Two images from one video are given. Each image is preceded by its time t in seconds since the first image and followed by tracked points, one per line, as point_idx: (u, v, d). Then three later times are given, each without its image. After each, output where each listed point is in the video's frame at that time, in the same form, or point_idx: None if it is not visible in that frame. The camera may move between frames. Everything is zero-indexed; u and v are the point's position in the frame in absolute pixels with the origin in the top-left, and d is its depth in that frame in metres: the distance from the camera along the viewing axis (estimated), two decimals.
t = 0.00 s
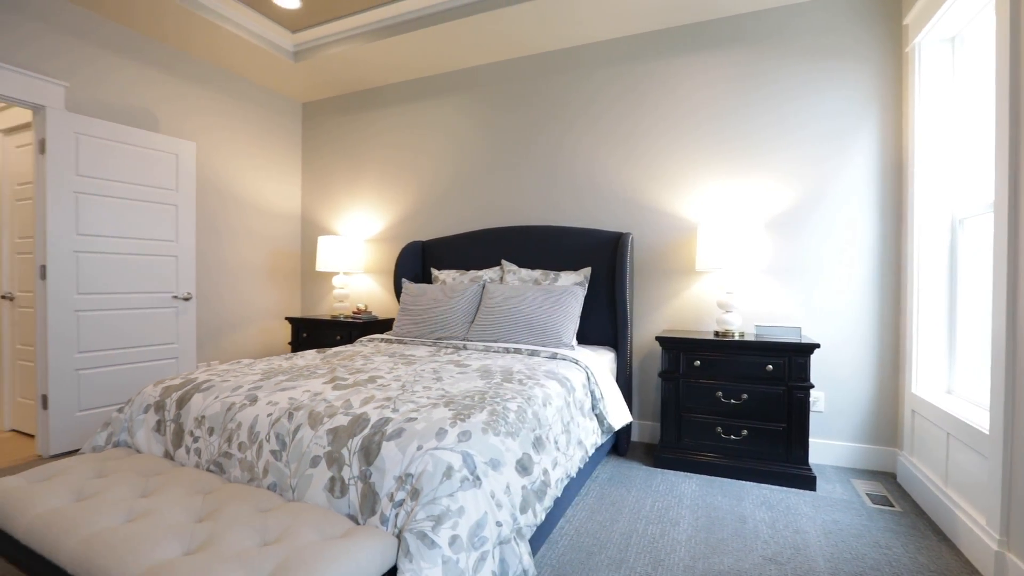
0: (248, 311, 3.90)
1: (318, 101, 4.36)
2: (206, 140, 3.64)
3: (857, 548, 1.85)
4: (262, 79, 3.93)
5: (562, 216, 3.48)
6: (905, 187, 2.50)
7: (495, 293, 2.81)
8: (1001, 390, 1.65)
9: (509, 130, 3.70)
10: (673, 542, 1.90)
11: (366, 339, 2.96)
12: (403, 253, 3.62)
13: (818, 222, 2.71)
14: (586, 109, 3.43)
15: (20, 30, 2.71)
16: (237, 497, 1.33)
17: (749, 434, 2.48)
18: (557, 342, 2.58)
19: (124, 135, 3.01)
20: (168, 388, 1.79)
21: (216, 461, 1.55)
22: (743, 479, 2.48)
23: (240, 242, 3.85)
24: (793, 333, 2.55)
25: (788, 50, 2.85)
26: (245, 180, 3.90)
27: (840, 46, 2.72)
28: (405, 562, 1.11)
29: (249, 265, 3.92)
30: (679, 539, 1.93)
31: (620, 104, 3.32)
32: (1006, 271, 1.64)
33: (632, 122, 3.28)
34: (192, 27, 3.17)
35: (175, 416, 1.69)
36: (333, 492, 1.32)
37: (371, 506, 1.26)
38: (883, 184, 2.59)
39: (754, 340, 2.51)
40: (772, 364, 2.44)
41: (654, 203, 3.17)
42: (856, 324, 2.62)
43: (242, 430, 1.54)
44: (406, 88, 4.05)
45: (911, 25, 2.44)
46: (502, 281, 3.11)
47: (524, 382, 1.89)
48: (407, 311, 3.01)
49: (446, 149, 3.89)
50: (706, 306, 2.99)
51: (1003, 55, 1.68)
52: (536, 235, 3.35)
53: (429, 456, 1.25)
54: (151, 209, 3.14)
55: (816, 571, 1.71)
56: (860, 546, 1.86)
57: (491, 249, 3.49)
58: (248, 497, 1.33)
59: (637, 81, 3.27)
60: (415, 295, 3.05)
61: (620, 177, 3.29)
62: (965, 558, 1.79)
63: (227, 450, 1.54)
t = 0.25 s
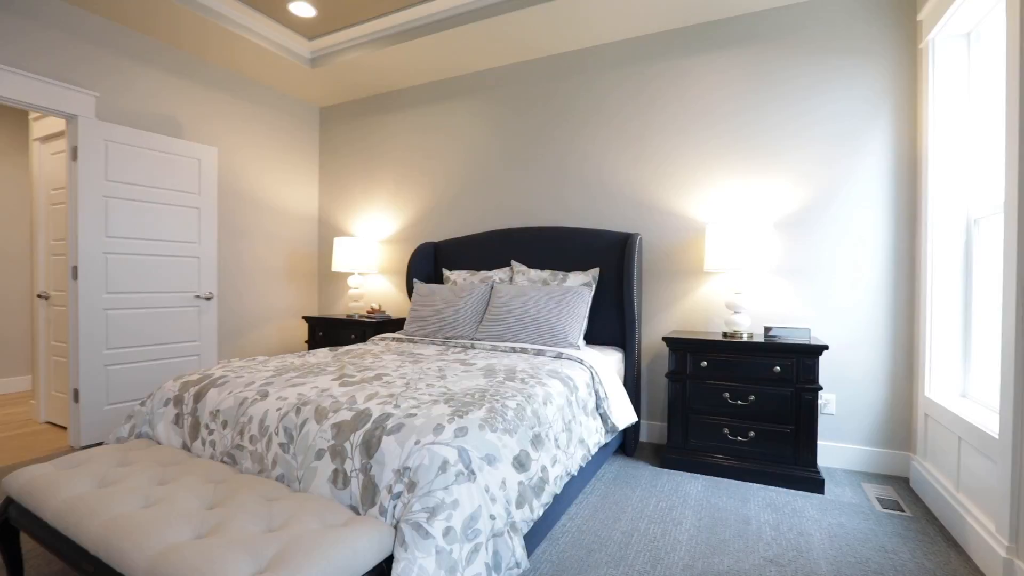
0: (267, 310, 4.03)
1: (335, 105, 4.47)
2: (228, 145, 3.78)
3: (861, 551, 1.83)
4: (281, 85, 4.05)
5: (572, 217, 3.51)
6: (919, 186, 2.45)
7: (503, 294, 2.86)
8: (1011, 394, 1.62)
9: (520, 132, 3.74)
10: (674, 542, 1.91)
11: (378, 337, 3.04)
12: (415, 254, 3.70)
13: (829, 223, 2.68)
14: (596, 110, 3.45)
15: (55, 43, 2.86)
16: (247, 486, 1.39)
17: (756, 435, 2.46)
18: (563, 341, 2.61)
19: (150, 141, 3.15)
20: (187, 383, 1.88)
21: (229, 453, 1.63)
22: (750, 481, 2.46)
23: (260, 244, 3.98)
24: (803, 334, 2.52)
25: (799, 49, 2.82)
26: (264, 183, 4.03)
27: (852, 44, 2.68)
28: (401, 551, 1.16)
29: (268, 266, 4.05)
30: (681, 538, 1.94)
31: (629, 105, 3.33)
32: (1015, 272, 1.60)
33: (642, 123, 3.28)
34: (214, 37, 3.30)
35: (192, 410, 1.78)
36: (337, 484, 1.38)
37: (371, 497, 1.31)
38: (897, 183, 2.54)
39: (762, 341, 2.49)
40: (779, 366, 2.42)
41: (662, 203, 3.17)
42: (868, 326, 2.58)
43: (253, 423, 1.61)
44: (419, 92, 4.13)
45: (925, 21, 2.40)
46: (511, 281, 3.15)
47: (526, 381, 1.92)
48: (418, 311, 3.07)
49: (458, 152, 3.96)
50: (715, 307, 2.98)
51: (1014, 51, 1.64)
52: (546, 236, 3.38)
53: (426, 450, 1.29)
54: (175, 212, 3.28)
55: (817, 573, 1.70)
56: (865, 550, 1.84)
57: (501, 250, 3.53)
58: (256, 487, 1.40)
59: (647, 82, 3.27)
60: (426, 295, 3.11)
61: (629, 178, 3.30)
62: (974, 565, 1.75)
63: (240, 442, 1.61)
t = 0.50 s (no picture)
0: (282, 310, 4.14)
1: (348, 109, 4.57)
2: (245, 150, 3.90)
3: (862, 555, 1.82)
4: (295, 91, 4.16)
5: (578, 218, 3.53)
6: (929, 185, 2.41)
7: (509, 295, 2.90)
8: (1014, 396, 1.59)
9: (528, 134, 3.77)
10: (673, 541, 1.92)
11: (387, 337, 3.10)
12: (425, 255, 3.76)
13: (837, 222, 2.65)
14: (602, 112, 3.47)
15: (81, 55, 3.00)
16: (253, 479, 1.46)
17: (761, 437, 2.45)
18: (567, 342, 2.63)
19: (170, 147, 3.27)
20: (201, 380, 1.97)
21: (239, 447, 1.70)
22: (754, 482, 2.45)
23: (275, 245, 4.10)
24: (809, 335, 2.50)
25: (807, 47, 2.79)
26: (280, 187, 4.15)
27: (860, 41, 2.65)
28: (394, 542, 1.20)
29: (283, 267, 4.16)
30: (680, 538, 1.94)
31: (635, 106, 3.34)
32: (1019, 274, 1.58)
33: (648, 124, 3.28)
34: (231, 45, 3.41)
35: (204, 405, 1.86)
36: (337, 478, 1.43)
37: (369, 491, 1.36)
38: (906, 182, 2.51)
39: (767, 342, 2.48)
40: (784, 368, 2.40)
41: (668, 204, 3.17)
42: (877, 327, 2.54)
43: (261, 419, 1.68)
44: (429, 96, 4.19)
45: (935, 17, 2.36)
46: (518, 282, 3.19)
47: (526, 380, 1.95)
48: (426, 311, 3.13)
49: (467, 154, 4.01)
50: (721, 308, 2.97)
51: (1020, 48, 1.61)
52: (553, 236, 3.41)
53: (421, 445, 1.34)
54: (194, 215, 3.41)
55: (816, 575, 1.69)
56: (866, 553, 1.83)
57: (509, 251, 3.57)
58: (261, 479, 1.46)
59: (653, 83, 3.27)
60: (434, 295, 3.17)
61: (635, 179, 3.31)
62: (979, 571, 1.73)
63: (248, 436, 1.68)
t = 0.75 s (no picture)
0: (297, 309, 4.25)
1: (360, 113, 4.66)
2: (261, 154, 4.01)
3: (863, 556, 1.81)
4: (309, 95, 4.26)
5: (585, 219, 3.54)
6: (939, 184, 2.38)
7: (515, 295, 2.94)
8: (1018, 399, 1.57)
9: (535, 135, 3.80)
10: (672, 539, 1.94)
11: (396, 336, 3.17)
12: (435, 255, 3.82)
13: (845, 222, 2.63)
14: (609, 112, 3.47)
15: (105, 64, 3.13)
16: (261, 470, 1.53)
17: (765, 438, 2.45)
18: (571, 341, 2.66)
19: (189, 152, 3.39)
20: (215, 376, 2.05)
21: (249, 440, 1.77)
22: (759, 483, 2.45)
23: (290, 246, 4.20)
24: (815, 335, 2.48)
25: (815, 45, 2.76)
26: (294, 189, 4.25)
27: (869, 38, 2.62)
28: (391, 532, 1.25)
29: (298, 267, 4.27)
30: (679, 536, 1.96)
31: (642, 106, 3.34)
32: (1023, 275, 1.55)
33: (654, 124, 3.28)
34: (246, 52, 3.52)
35: (218, 400, 1.94)
36: (340, 470, 1.49)
37: (369, 483, 1.41)
38: (915, 182, 2.48)
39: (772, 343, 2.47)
40: (788, 368, 2.39)
41: (675, 204, 3.17)
42: (885, 328, 2.52)
43: (270, 413, 1.75)
44: (439, 98, 4.25)
45: (945, 13, 2.32)
46: (524, 282, 3.23)
47: (526, 379, 1.99)
48: (434, 310, 3.19)
49: (476, 155, 4.06)
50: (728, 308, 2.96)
51: None
52: (560, 237, 3.44)
53: (419, 440, 1.39)
54: (212, 217, 3.52)
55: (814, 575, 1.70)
56: (867, 555, 1.82)
57: (516, 251, 3.61)
58: (269, 471, 1.53)
59: (659, 83, 3.27)
60: (442, 295, 3.22)
61: (642, 179, 3.31)
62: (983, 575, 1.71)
63: (258, 431, 1.75)
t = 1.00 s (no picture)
0: (312, 308, 4.35)
1: (373, 116, 4.74)
2: (277, 157, 4.12)
3: (865, 557, 1.80)
4: (323, 99, 4.36)
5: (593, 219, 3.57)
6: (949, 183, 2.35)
7: (522, 295, 2.98)
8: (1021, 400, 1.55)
9: (544, 136, 3.83)
10: (673, 537, 1.96)
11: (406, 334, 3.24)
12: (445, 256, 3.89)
13: (853, 222, 2.61)
14: (616, 113, 3.49)
15: (128, 72, 3.26)
16: (270, 462, 1.60)
17: (771, 438, 2.44)
18: (576, 340, 2.69)
19: (208, 156, 3.51)
20: (230, 372, 2.14)
21: (261, 434, 1.85)
22: (764, 483, 2.44)
23: (305, 247, 4.31)
24: (821, 336, 2.47)
25: (823, 44, 2.74)
26: (309, 191, 4.36)
27: (879, 35, 2.59)
28: (392, 522, 1.30)
29: (312, 267, 4.37)
30: (680, 534, 1.98)
31: (649, 107, 3.34)
32: None
33: (662, 124, 3.29)
34: (262, 59, 3.63)
35: (232, 395, 2.02)
36: (344, 463, 1.55)
37: (372, 475, 1.47)
38: (925, 180, 2.44)
39: (778, 343, 2.46)
40: (794, 368, 2.39)
41: (682, 204, 3.17)
42: (894, 329, 2.49)
43: (280, 408, 1.82)
44: (450, 101, 4.32)
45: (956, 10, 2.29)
46: (532, 282, 3.26)
47: (528, 377, 2.03)
48: (443, 310, 3.25)
49: (486, 157, 4.11)
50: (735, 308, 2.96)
51: None
52: (568, 237, 3.46)
53: (419, 434, 1.44)
54: (230, 219, 3.64)
55: (813, 574, 1.70)
56: (870, 556, 1.81)
57: (525, 251, 3.65)
58: (278, 463, 1.59)
59: (666, 84, 3.27)
60: (451, 295, 3.28)
61: (649, 180, 3.32)
62: None
63: (269, 425, 1.83)
